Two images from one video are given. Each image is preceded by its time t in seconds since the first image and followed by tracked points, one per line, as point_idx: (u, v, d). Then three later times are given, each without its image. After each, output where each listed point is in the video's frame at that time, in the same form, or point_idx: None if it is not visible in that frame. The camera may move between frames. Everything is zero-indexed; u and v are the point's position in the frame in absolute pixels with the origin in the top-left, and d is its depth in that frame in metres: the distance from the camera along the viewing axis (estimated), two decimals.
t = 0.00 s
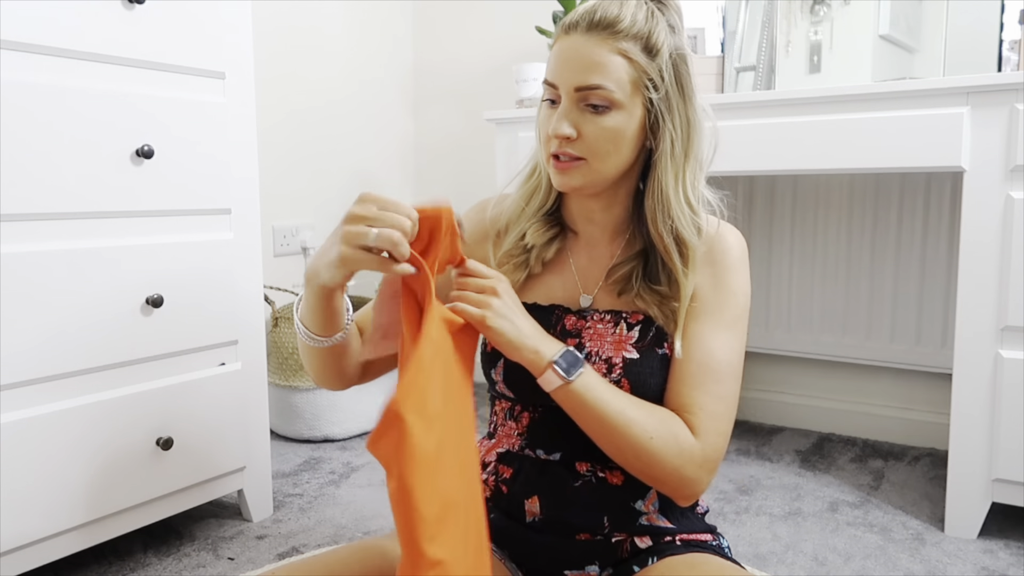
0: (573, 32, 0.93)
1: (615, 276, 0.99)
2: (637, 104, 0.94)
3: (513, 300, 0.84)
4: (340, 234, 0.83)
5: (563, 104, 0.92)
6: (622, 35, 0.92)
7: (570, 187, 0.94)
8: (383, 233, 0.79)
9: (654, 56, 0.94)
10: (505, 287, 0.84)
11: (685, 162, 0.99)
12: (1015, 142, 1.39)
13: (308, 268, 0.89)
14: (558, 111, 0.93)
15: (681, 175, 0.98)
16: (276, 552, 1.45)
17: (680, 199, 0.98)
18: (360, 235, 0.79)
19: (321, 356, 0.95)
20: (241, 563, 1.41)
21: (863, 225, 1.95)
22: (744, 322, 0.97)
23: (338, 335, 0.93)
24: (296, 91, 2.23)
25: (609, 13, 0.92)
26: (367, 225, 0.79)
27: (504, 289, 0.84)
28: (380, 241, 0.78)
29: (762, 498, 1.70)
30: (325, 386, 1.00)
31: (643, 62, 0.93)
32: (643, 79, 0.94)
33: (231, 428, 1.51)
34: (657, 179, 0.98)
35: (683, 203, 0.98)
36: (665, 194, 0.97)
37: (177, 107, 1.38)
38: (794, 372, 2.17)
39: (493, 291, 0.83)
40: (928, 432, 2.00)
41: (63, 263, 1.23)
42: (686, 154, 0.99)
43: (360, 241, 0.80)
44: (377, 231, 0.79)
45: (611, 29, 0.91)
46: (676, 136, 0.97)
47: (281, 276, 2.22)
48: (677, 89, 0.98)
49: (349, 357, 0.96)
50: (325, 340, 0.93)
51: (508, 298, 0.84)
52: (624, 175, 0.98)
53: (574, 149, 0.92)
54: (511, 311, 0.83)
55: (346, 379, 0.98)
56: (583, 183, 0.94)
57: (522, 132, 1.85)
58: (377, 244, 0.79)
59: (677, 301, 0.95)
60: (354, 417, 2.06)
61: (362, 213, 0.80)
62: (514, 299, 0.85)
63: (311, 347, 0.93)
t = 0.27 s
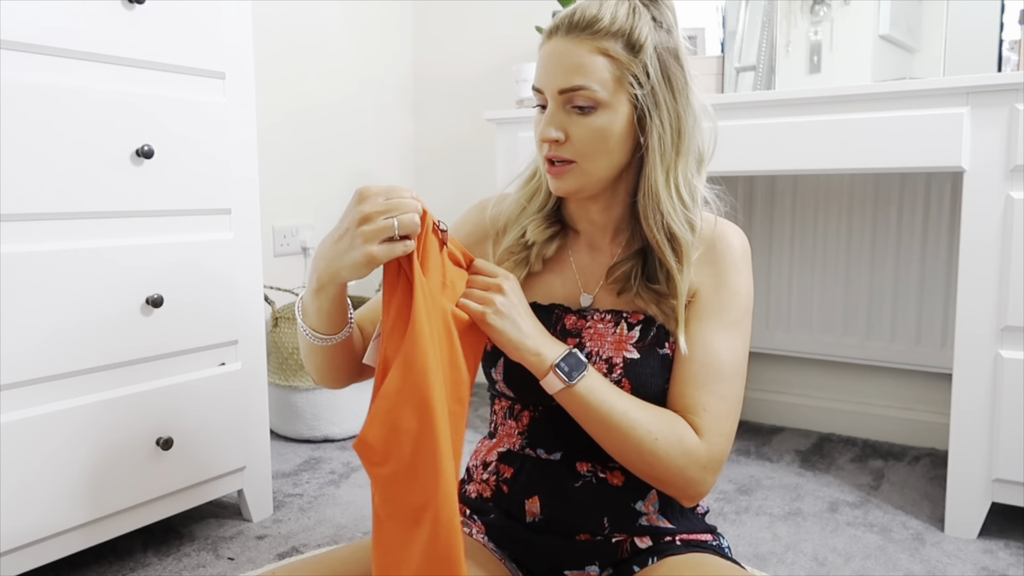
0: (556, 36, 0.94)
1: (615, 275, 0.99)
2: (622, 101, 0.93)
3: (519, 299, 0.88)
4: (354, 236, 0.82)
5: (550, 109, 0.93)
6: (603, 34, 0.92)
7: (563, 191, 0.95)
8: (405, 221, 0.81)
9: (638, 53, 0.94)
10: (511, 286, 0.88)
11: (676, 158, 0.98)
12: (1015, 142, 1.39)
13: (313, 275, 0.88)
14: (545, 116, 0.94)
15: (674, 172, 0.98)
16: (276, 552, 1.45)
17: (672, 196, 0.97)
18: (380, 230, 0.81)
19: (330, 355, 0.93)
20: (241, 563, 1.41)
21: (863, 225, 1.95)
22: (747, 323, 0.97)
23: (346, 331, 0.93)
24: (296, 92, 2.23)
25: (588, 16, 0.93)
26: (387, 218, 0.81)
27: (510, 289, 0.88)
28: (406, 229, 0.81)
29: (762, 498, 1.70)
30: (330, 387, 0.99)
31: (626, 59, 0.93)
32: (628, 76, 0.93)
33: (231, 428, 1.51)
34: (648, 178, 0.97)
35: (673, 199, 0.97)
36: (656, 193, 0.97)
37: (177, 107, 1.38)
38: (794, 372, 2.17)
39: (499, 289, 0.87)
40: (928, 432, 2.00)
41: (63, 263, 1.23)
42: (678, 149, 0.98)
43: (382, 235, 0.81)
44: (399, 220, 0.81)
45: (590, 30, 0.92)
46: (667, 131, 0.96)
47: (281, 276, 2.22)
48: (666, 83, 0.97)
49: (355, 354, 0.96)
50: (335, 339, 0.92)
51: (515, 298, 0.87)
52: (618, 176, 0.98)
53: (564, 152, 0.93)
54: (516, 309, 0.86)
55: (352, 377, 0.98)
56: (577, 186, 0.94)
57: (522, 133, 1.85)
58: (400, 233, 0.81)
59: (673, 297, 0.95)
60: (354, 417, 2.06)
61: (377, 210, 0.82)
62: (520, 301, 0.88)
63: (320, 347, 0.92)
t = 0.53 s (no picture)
0: (549, 37, 0.94)
1: (614, 273, 0.99)
2: (616, 98, 0.93)
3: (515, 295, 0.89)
4: (366, 231, 0.82)
5: (546, 110, 0.93)
6: (594, 33, 0.92)
7: (563, 191, 0.95)
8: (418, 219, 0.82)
9: (631, 51, 0.94)
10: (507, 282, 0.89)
11: (672, 154, 0.97)
12: (1016, 142, 1.39)
13: (321, 271, 0.87)
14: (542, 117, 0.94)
15: (670, 169, 0.97)
16: (276, 552, 1.45)
17: (669, 193, 0.97)
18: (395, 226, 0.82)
19: (333, 354, 0.93)
20: (241, 563, 1.41)
21: (863, 224, 1.94)
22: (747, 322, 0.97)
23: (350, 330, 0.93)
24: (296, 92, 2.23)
25: (580, 16, 0.93)
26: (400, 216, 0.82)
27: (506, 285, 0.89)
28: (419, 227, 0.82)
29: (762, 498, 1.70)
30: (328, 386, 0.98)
31: (619, 57, 0.93)
32: (622, 74, 0.93)
33: (231, 428, 1.51)
34: (644, 175, 0.97)
35: (669, 195, 0.97)
36: (651, 190, 0.96)
37: (178, 107, 1.38)
38: (794, 372, 2.17)
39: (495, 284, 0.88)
40: (928, 432, 2.00)
41: (63, 263, 1.23)
42: (675, 146, 0.97)
43: (395, 232, 0.81)
44: (413, 217, 0.82)
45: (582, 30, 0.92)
46: (662, 128, 0.96)
47: (281, 276, 2.22)
48: (660, 80, 0.96)
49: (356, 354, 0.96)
50: (339, 336, 0.92)
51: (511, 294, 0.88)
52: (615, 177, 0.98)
53: (563, 153, 0.93)
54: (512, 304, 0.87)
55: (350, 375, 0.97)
56: (577, 186, 0.95)
57: (522, 133, 1.85)
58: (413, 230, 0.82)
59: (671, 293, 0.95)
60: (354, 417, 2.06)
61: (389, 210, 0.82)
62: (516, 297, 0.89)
63: (323, 343, 0.92)
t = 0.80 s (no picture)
0: (547, 37, 0.94)
1: (615, 273, 0.99)
2: (616, 96, 0.93)
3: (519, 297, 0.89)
4: (369, 227, 0.83)
5: (546, 110, 0.93)
6: (593, 32, 0.92)
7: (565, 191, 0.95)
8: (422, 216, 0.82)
9: (629, 49, 0.94)
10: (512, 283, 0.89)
11: (673, 153, 0.97)
12: (1016, 142, 1.39)
13: (323, 268, 0.87)
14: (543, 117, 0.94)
15: (671, 168, 0.97)
16: (276, 552, 1.45)
17: (669, 192, 0.97)
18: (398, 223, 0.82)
19: (332, 354, 0.93)
20: (241, 563, 1.41)
21: (863, 224, 1.94)
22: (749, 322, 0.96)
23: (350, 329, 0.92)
24: (296, 92, 2.23)
25: (578, 15, 0.93)
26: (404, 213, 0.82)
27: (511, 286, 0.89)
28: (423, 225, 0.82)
29: (762, 498, 1.70)
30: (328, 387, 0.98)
31: (618, 55, 0.93)
32: (621, 72, 0.93)
33: (231, 428, 1.51)
34: (644, 174, 0.97)
35: (669, 193, 0.97)
36: (651, 189, 0.96)
37: (178, 107, 1.38)
38: (794, 372, 2.17)
39: (500, 285, 0.88)
40: (929, 432, 2.00)
41: (62, 263, 1.23)
42: (675, 143, 0.97)
43: (399, 229, 0.82)
44: (416, 215, 0.82)
45: (581, 28, 0.92)
46: (661, 126, 0.96)
47: (281, 276, 2.22)
48: (659, 78, 0.96)
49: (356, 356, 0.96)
50: (339, 335, 0.92)
51: (516, 295, 0.88)
52: (616, 176, 0.98)
53: (564, 152, 0.93)
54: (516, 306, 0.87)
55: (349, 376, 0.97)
56: (579, 185, 0.95)
57: (522, 133, 1.85)
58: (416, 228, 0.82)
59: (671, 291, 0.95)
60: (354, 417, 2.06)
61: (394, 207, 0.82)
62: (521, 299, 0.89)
63: (322, 342, 0.92)
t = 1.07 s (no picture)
0: (544, 37, 0.94)
1: (615, 272, 0.99)
2: (614, 95, 0.93)
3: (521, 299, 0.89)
4: (379, 222, 0.82)
5: (545, 111, 0.93)
6: (589, 31, 0.92)
7: (565, 191, 0.95)
8: (429, 215, 0.81)
9: (625, 47, 0.94)
10: (514, 285, 0.89)
11: (671, 151, 0.97)
12: (1016, 142, 1.39)
13: (330, 264, 0.87)
14: (541, 118, 0.94)
15: (669, 166, 0.97)
16: (276, 552, 1.45)
17: (667, 190, 0.97)
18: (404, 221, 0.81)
19: (335, 354, 0.93)
20: (241, 563, 1.41)
21: (863, 224, 1.94)
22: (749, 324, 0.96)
23: (354, 327, 0.92)
24: (297, 92, 2.23)
25: (575, 15, 0.93)
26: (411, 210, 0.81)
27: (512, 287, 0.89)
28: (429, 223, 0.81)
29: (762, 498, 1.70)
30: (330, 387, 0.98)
31: (616, 54, 0.93)
32: (619, 71, 0.93)
33: (230, 428, 1.51)
34: (641, 173, 0.97)
35: (666, 191, 0.97)
36: (649, 187, 0.96)
37: (178, 107, 1.38)
38: (794, 372, 2.17)
39: (503, 285, 0.88)
40: (929, 432, 2.00)
41: (62, 263, 1.23)
42: (672, 141, 0.97)
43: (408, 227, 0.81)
44: (427, 213, 0.81)
45: (578, 28, 0.92)
46: (659, 123, 0.96)
47: (281, 276, 2.22)
48: (656, 76, 0.96)
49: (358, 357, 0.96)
50: (342, 333, 0.92)
51: (517, 296, 0.88)
52: (616, 176, 0.98)
53: (564, 152, 0.93)
54: (518, 307, 0.87)
55: (350, 377, 0.97)
56: (578, 185, 0.95)
57: (522, 133, 1.85)
58: (423, 227, 0.81)
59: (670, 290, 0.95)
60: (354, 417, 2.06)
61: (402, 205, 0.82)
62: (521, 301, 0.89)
63: (326, 340, 0.92)
